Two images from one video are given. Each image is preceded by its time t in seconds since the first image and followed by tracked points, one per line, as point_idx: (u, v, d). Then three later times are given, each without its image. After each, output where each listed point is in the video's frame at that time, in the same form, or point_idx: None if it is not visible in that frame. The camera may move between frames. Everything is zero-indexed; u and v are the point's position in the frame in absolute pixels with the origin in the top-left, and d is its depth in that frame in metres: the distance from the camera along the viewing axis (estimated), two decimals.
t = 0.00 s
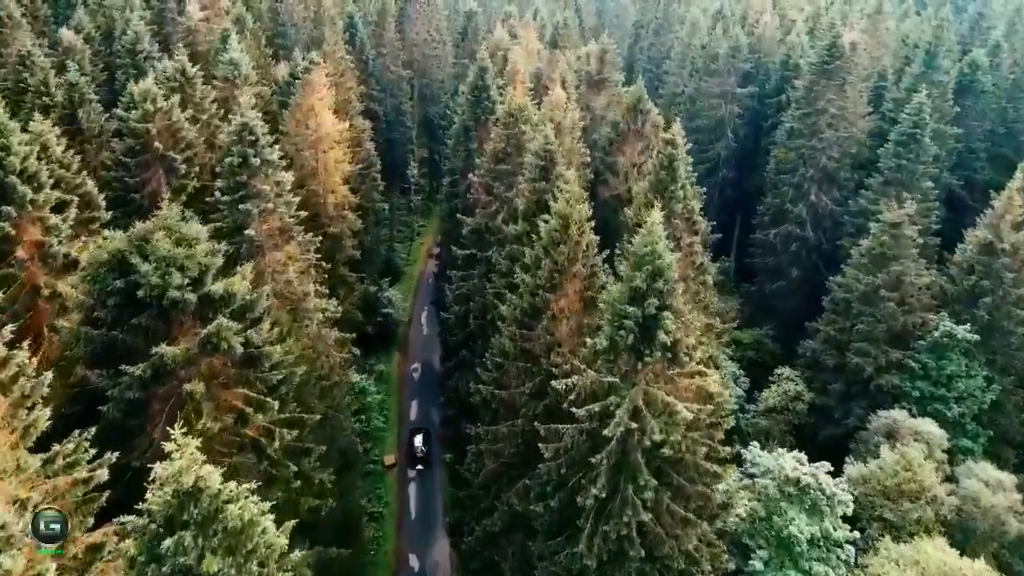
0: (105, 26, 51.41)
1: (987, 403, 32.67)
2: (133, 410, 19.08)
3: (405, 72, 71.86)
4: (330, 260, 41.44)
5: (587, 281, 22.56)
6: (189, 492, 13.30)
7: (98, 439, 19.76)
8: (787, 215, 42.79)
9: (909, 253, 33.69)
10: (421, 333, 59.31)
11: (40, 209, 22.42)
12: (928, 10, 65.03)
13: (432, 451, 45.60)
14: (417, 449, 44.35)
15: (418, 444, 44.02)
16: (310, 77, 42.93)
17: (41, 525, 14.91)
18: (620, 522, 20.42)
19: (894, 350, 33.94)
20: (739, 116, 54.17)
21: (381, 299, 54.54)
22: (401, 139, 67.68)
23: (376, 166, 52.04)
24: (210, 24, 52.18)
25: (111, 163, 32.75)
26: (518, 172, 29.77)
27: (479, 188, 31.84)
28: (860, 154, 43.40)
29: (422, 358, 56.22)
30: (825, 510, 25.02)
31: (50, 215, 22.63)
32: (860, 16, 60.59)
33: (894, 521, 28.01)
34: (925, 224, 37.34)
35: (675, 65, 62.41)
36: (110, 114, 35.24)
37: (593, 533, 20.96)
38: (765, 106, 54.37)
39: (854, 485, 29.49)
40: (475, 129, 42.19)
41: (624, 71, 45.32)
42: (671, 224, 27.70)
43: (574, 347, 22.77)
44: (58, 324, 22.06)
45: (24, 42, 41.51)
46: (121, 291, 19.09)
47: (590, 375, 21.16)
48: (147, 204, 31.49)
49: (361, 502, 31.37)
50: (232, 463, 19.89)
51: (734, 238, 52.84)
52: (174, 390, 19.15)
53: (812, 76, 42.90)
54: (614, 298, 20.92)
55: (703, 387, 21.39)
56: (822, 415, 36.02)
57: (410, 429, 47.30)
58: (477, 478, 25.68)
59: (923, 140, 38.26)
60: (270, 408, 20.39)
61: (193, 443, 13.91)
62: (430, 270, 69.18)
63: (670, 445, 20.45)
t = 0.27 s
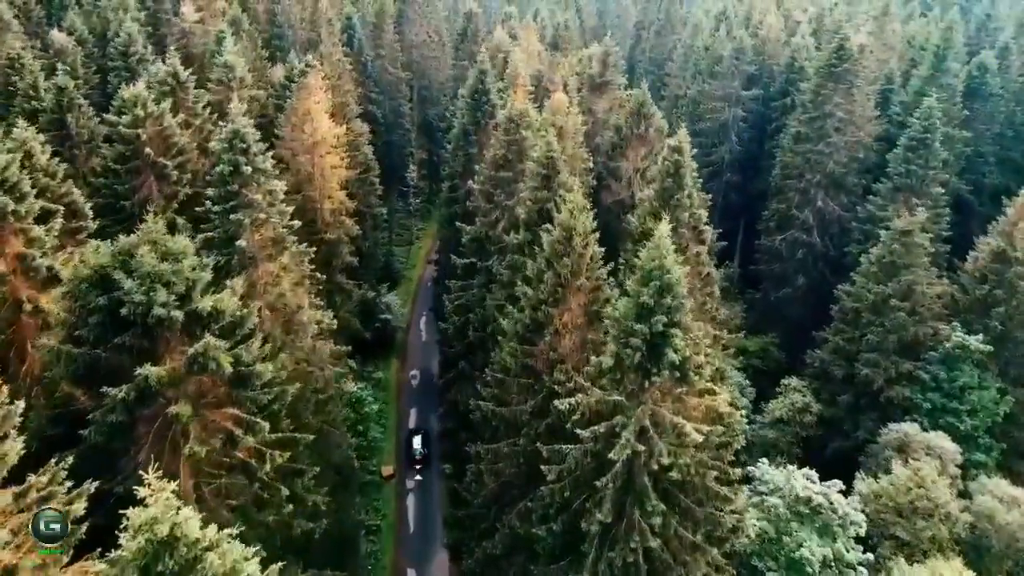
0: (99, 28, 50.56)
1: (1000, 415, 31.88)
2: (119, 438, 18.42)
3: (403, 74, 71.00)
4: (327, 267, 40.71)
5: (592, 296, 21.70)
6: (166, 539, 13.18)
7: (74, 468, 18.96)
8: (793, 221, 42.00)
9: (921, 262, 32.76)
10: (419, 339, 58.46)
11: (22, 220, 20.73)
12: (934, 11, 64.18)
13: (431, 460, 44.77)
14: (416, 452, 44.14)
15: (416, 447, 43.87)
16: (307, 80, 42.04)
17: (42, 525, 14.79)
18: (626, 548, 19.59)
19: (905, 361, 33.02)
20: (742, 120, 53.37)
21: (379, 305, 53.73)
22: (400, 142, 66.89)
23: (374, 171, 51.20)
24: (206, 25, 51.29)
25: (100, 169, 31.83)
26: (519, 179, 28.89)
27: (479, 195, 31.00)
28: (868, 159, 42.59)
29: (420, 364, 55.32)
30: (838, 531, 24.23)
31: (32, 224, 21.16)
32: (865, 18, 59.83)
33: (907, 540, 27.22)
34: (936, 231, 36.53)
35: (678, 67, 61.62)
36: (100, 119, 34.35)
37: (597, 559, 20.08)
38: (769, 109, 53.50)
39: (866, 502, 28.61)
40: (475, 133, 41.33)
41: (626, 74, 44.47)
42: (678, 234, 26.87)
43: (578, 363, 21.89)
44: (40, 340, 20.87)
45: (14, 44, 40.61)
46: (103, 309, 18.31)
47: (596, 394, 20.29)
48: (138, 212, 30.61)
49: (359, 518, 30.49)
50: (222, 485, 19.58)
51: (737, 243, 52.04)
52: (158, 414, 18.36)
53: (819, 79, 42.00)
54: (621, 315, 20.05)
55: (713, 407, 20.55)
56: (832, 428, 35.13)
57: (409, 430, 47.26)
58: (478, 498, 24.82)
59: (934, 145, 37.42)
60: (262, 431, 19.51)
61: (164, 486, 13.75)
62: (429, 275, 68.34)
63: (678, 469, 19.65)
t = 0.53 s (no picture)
0: (92, 30, 49.70)
1: (1015, 429, 31.06)
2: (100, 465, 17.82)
3: (402, 76, 70.12)
4: (323, 274, 40.01)
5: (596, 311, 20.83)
6: None
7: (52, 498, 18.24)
8: (799, 227, 41.16)
9: (933, 271, 31.87)
10: (418, 345, 57.55)
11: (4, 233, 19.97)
12: (941, 12, 63.19)
13: (430, 471, 43.86)
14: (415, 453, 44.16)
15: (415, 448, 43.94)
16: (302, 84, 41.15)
17: (40, 526, 15.50)
18: None
19: (916, 373, 32.13)
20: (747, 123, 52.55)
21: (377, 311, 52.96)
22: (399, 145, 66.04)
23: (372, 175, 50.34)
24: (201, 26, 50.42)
25: (89, 175, 30.96)
26: (520, 187, 28.02)
27: (479, 203, 30.13)
28: (876, 164, 41.73)
29: (419, 372, 54.42)
30: (851, 554, 23.48)
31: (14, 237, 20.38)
32: (870, 20, 58.99)
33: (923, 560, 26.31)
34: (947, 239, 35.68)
35: (680, 69, 60.82)
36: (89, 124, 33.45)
37: None
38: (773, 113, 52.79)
39: (878, 520, 27.71)
40: (475, 138, 40.44)
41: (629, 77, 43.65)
42: (684, 244, 26.00)
43: (581, 381, 21.01)
44: (20, 358, 19.92)
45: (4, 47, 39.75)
46: (83, 329, 17.33)
47: (601, 416, 19.43)
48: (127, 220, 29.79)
49: (355, 535, 29.60)
50: (210, 509, 18.78)
51: (742, 248, 51.24)
52: (142, 436, 17.62)
53: (826, 83, 41.11)
54: (627, 332, 19.19)
55: (723, 429, 19.70)
56: (840, 441, 34.25)
57: (407, 431, 47.39)
58: (477, 519, 23.93)
59: (944, 151, 36.55)
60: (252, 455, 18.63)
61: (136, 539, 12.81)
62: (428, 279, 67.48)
63: (688, 495, 18.80)
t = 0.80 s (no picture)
0: (84, 32, 48.75)
1: None
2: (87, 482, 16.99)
3: (401, 77, 69.20)
4: (318, 282, 39.15)
5: (601, 329, 19.93)
6: None
7: (28, 531, 17.51)
8: (806, 233, 40.32)
9: (946, 281, 30.97)
10: (417, 352, 56.60)
11: None
12: (947, 13, 62.24)
13: (429, 482, 42.91)
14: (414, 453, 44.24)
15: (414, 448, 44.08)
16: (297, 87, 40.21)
17: (42, 525, 16.81)
18: None
19: (928, 385, 31.27)
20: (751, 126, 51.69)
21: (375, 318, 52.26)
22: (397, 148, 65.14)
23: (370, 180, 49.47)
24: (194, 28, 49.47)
25: (77, 183, 30.06)
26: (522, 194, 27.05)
27: (478, 212, 29.25)
28: (884, 169, 40.86)
29: (418, 379, 53.46)
30: None
31: None
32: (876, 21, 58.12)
33: None
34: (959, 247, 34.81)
35: (683, 71, 59.96)
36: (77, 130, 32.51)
37: None
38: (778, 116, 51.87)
39: (891, 540, 26.82)
40: (475, 142, 39.51)
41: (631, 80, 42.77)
42: (692, 255, 25.12)
43: (586, 402, 20.13)
44: None
45: None
46: (60, 349, 16.39)
47: (606, 439, 18.55)
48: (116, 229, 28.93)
49: (351, 553, 28.74)
50: (197, 536, 17.92)
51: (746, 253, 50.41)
52: (124, 463, 16.78)
53: (833, 86, 40.19)
54: (634, 352, 18.32)
55: (734, 454, 18.84)
56: (849, 454, 33.41)
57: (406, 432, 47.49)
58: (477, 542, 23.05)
59: (956, 156, 35.67)
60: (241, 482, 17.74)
61: None
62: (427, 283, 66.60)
63: (698, 525, 17.95)
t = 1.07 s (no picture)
0: (76, 33, 47.86)
1: None
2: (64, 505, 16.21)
3: (399, 79, 68.27)
4: (315, 289, 38.54)
5: (607, 348, 19.03)
6: None
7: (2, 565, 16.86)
8: (813, 240, 39.42)
9: (960, 291, 30.05)
10: (416, 359, 55.64)
11: None
12: (952, 15, 61.41)
13: (427, 495, 41.90)
14: (411, 455, 44.17)
15: (411, 450, 44.05)
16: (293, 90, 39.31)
17: (41, 525, 15.73)
18: None
19: (941, 399, 30.37)
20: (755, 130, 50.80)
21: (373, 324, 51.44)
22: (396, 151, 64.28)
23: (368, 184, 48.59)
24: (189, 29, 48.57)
25: (63, 190, 29.16)
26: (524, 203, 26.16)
27: (479, 221, 28.36)
28: (893, 174, 39.97)
29: (417, 388, 52.51)
30: None
31: None
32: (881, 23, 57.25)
33: None
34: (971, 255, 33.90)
35: (685, 73, 59.10)
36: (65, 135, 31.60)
37: None
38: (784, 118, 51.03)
39: (905, 561, 25.82)
40: (474, 147, 38.66)
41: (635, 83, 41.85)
42: (700, 267, 24.21)
43: (591, 423, 19.21)
44: None
45: None
46: (34, 374, 15.54)
47: (613, 464, 17.64)
48: (105, 238, 27.99)
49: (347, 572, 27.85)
50: (181, 565, 17.04)
51: (751, 259, 49.50)
52: (101, 492, 16.18)
53: (842, 89, 39.30)
54: (642, 373, 17.44)
55: (748, 482, 17.94)
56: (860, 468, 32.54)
57: (404, 433, 47.48)
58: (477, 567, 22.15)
59: (969, 162, 34.73)
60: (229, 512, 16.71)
61: None
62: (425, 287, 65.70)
63: (711, 557, 17.04)
